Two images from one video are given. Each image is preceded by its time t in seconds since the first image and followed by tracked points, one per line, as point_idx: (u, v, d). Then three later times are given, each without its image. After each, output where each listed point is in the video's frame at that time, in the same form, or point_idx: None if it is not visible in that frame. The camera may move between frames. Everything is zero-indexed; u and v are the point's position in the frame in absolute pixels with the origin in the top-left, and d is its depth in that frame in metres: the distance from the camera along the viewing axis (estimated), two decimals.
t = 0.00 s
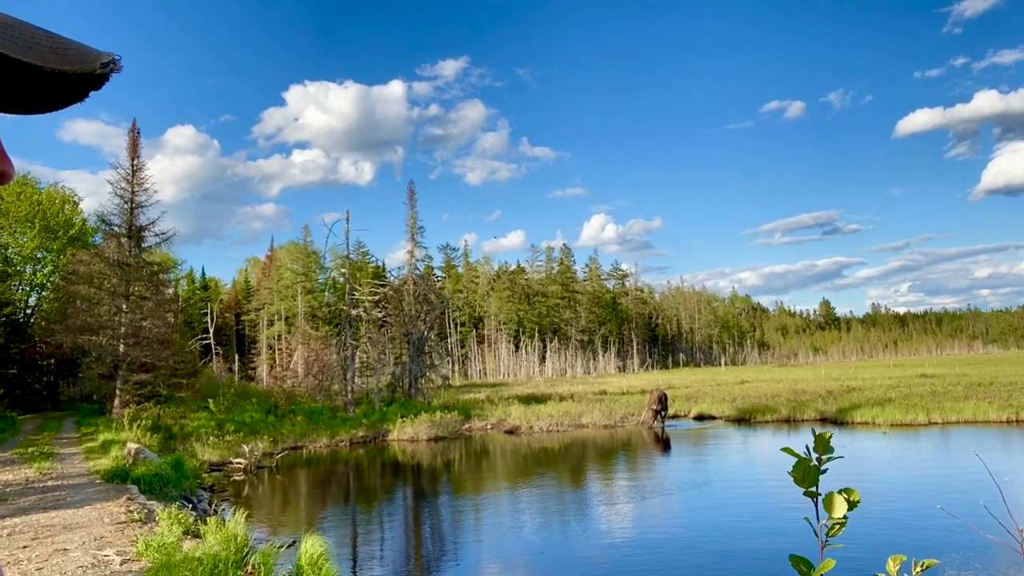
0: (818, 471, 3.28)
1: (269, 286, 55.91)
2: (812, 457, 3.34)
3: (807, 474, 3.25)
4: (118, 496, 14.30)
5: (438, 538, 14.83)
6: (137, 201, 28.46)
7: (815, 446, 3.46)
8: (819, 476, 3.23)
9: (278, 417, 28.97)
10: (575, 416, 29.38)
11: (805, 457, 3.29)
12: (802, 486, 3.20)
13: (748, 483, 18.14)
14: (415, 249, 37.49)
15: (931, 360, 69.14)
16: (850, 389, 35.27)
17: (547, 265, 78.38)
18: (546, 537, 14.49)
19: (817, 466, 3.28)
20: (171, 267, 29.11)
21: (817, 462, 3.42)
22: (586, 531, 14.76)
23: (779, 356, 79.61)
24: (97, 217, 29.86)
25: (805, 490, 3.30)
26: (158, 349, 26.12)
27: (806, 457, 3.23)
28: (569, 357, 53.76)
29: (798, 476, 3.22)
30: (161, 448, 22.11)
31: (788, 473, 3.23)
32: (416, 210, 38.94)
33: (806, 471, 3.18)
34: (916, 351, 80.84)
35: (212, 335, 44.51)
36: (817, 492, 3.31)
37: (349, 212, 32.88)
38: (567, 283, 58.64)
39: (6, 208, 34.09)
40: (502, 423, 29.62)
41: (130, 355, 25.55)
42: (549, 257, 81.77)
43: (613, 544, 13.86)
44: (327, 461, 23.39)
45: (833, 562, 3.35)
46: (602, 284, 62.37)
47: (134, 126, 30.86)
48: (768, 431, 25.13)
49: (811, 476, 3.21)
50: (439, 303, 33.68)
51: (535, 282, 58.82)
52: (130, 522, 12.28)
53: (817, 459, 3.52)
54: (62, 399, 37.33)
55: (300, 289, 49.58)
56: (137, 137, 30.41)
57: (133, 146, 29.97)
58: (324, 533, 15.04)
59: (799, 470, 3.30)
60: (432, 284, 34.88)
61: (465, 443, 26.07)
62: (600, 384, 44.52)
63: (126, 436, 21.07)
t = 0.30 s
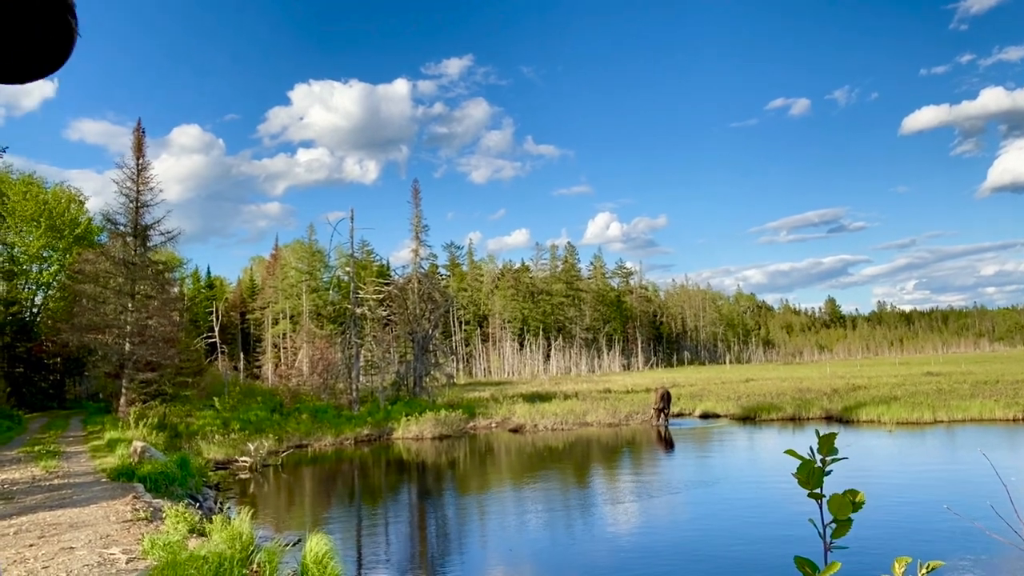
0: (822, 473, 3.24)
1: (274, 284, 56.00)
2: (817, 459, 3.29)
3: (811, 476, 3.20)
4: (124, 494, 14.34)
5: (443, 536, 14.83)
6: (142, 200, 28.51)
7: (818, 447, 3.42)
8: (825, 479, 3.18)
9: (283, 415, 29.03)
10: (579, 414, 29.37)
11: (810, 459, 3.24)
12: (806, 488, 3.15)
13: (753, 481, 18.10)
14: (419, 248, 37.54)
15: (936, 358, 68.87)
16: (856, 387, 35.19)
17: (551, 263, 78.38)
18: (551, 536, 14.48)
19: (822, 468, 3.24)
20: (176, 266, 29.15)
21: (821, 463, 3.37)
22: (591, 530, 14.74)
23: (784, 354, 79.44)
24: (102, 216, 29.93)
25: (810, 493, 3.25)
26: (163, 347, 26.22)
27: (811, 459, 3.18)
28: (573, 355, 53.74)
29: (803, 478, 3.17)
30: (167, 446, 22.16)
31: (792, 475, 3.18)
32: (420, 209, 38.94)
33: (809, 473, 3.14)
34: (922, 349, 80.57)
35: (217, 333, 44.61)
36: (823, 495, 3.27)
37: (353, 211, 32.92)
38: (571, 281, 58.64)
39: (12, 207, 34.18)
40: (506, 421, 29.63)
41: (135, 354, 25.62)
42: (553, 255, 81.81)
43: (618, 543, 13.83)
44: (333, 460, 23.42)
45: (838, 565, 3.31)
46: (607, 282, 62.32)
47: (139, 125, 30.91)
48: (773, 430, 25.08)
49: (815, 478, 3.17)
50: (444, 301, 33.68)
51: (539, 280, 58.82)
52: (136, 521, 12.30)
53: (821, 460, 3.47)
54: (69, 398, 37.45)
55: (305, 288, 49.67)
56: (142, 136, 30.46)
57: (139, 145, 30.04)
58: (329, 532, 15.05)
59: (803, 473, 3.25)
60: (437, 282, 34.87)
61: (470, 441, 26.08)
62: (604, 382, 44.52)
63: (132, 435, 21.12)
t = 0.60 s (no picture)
0: (825, 474, 3.22)
1: (281, 283, 56.18)
2: (819, 460, 3.27)
3: (813, 477, 3.17)
4: (132, 492, 14.40)
5: (449, 535, 14.85)
6: (150, 199, 28.63)
7: (821, 448, 3.40)
8: (827, 479, 3.16)
9: (290, 414, 29.12)
10: (586, 413, 29.38)
11: (812, 460, 3.22)
12: (809, 488, 3.12)
13: (759, 480, 18.05)
14: (426, 246, 37.56)
15: (945, 357, 68.46)
16: (864, 386, 35.03)
17: (558, 262, 78.34)
18: (557, 535, 14.50)
19: (824, 468, 3.22)
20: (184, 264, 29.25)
21: (824, 464, 3.34)
22: (597, 529, 14.71)
23: (792, 353, 79.15)
24: (111, 215, 30.05)
25: (813, 494, 3.23)
26: (171, 346, 26.32)
27: (813, 460, 3.15)
28: (580, 354, 53.70)
29: (805, 479, 3.15)
30: (175, 444, 22.26)
31: (794, 476, 3.15)
32: (427, 207, 38.98)
33: (812, 474, 3.11)
34: (930, 348, 80.14)
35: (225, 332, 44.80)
36: (825, 496, 3.25)
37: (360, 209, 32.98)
38: (578, 279, 58.64)
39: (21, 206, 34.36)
40: (513, 420, 29.66)
41: (144, 352, 25.75)
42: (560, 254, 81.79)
43: (623, 542, 13.82)
44: (339, 458, 23.48)
45: (841, 566, 3.28)
46: (613, 281, 62.26)
47: (147, 124, 31.04)
48: (780, 429, 25.00)
49: (818, 479, 3.14)
50: (450, 300, 33.76)
51: (546, 279, 58.81)
52: (144, 519, 12.36)
53: (824, 460, 3.43)
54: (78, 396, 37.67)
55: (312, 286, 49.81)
56: (150, 136, 30.57)
57: (147, 144, 30.13)
58: (336, 530, 15.11)
59: (806, 473, 3.23)
60: (444, 281, 34.90)
61: (477, 440, 26.08)
62: (611, 381, 44.47)
63: (141, 432, 21.22)
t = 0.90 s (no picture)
0: (829, 473, 3.20)
1: (290, 281, 56.41)
2: (824, 460, 3.26)
3: (818, 477, 3.15)
4: (142, 489, 14.51)
5: (457, 533, 14.88)
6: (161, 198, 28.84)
7: (825, 447, 3.38)
8: (831, 479, 3.14)
9: (299, 412, 29.24)
10: (594, 412, 29.36)
11: (817, 460, 3.20)
12: (813, 488, 3.10)
13: (767, 480, 17.98)
14: (434, 245, 37.61)
15: (957, 356, 67.95)
16: (874, 385, 34.83)
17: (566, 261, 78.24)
18: (565, 533, 14.53)
19: (829, 468, 3.20)
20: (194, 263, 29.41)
21: (829, 464, 3.32)
22: (605, 528, 14.72)
23: (802, 352, 78.78)
24: (122, 214, 30.22)
25: (818, 493, 3.21)
26: (181, 344, 26.50)
27: (817, 460, 3.13)
28: (588, 353, 53.66)
29: (809, 479, 3.13)
30: (185, 441, 22.39)
31: (800, 476, 3.13)
32: (435, 206, 39.03)
33: (816, 473, 3.10)
34: (942, 347, 79.58)
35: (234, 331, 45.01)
36: (830, 496, 3.23)
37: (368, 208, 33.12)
38: (586, 278, 58.54)
39: (33, 205, 34.66)
40: (521, 419, 29.69)
41: (154, 350, 25.95)
42: (568, 252, 81.64)
43: (631, 541, 13.83)
44: (348, 456, 23.55)
45: (846, 566, 3.25)
46: (622, 279, 62.15)
47: (158, 124, 31.21)
48: (789, 428, 24.89)
49: (822, 478, 3.12)
50: (459, 299, 33.82)
51: (554, 278, 58.75)
52: (154, 516, 12.45)
53: (829, 460, 3.41)
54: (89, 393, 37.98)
55: (321, 286, 49.97)
56: (161, 135, 30.76)
57: (157, 144, 30.31)
58: (345, 528, 15.17)
59: (810, 473, 3.21)
60: (452, 279, 35.00)
61: (485, 438, 26.11)
62: (620, 380, 44.40)
63: (151, 430, 21.36)
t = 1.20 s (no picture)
0: (846, 475, 3.16)
1: (300, 280, 56.63)
2: (840, 462, 3.22)
3: (834, 478, 3.12)
4: (154, 486, 14.60)
5: (466, 533, 14.87)
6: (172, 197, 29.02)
7: (841, 449, 3.34)
8: (848, 480, 3.10)
9: (309, 410, 29.34)
10: (603, 411, 29.31)
11: (833, 461, 3.17)
12: (828, 489, 3.07)
13: (778, 481, 17.86)
14: (444, 244, 37.64)
15: (969, 356, 67.38)
16: (886, 386, 34.59)
17: (576, 260, 78.11)
18: (574, 532, 14.54)
19: (845, 470, 3.16)
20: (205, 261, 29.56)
21: (845, 465, 3.28)
22: (614, 528, 14.68)
23: (812, 353, 78.35)
24: (134, 213, 30.44)
25: (833, 495, 3.18)
26: (193, 342, 26.67)
27: (833, 461, 3.09)
28: (598, 352, 53.58)
29: (826, 480, 3.10)
30: (196, 439, 22.51)
31: (815, 476, 3.10)
32: (445, 205, 39.07)
33: (831, 474, 3.06)
34: (955, 348, 78.98)
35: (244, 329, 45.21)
36: (847, 499, 3.19)
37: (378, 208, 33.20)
38: (596, 277, 58.43)
39: (46, 204, 34.96)
40: (530, 418, 29.67)
41: (166, 348, 26.12)
42: (578, 252, 81.51)
43: (640, 541, 13.79)
44: (358, 454, 23.61)
45: (863, 568, 3.21)
46: (631, 279, 62.01)
47: (169, 123, 31.39)
48: (800, 429, 24.73)
49: (839, 480, 3.09)
50: (468, 298, 33.88)
51: (564, 277, 58.66)
52: (165, 513, 12.52)
53: (846, 461, 3.37)
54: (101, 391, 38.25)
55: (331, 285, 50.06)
56: (172, 134, 30.92)
57: (169, 143, 30.46)
58: (355, 526, 15.21)
59: (826, 475, 3.18)
60: (461, 278, 35.06)
61: (494, 438, 26.09)
62: (629, 380, 44.31)
63: (162, 428, 21.48)
